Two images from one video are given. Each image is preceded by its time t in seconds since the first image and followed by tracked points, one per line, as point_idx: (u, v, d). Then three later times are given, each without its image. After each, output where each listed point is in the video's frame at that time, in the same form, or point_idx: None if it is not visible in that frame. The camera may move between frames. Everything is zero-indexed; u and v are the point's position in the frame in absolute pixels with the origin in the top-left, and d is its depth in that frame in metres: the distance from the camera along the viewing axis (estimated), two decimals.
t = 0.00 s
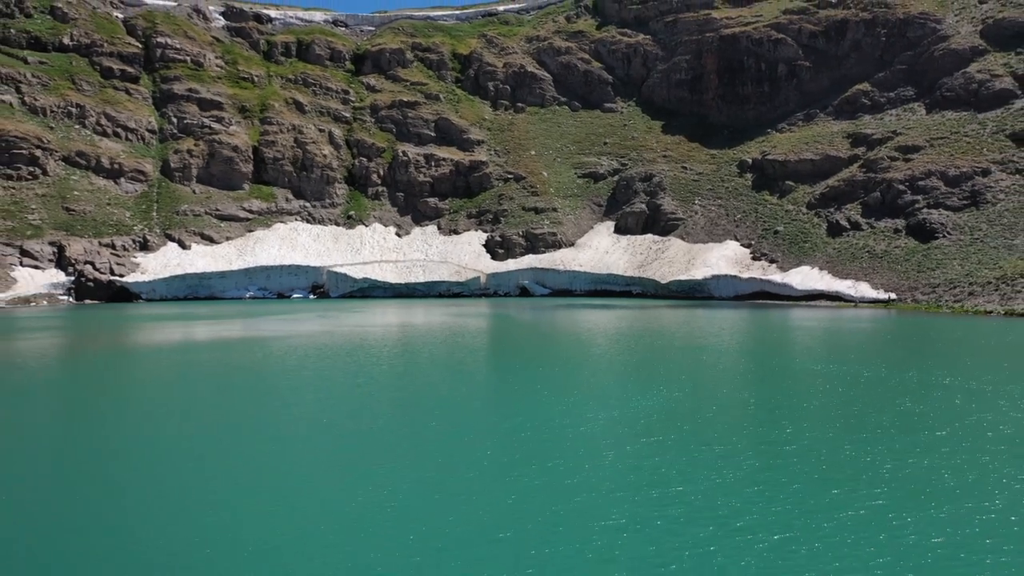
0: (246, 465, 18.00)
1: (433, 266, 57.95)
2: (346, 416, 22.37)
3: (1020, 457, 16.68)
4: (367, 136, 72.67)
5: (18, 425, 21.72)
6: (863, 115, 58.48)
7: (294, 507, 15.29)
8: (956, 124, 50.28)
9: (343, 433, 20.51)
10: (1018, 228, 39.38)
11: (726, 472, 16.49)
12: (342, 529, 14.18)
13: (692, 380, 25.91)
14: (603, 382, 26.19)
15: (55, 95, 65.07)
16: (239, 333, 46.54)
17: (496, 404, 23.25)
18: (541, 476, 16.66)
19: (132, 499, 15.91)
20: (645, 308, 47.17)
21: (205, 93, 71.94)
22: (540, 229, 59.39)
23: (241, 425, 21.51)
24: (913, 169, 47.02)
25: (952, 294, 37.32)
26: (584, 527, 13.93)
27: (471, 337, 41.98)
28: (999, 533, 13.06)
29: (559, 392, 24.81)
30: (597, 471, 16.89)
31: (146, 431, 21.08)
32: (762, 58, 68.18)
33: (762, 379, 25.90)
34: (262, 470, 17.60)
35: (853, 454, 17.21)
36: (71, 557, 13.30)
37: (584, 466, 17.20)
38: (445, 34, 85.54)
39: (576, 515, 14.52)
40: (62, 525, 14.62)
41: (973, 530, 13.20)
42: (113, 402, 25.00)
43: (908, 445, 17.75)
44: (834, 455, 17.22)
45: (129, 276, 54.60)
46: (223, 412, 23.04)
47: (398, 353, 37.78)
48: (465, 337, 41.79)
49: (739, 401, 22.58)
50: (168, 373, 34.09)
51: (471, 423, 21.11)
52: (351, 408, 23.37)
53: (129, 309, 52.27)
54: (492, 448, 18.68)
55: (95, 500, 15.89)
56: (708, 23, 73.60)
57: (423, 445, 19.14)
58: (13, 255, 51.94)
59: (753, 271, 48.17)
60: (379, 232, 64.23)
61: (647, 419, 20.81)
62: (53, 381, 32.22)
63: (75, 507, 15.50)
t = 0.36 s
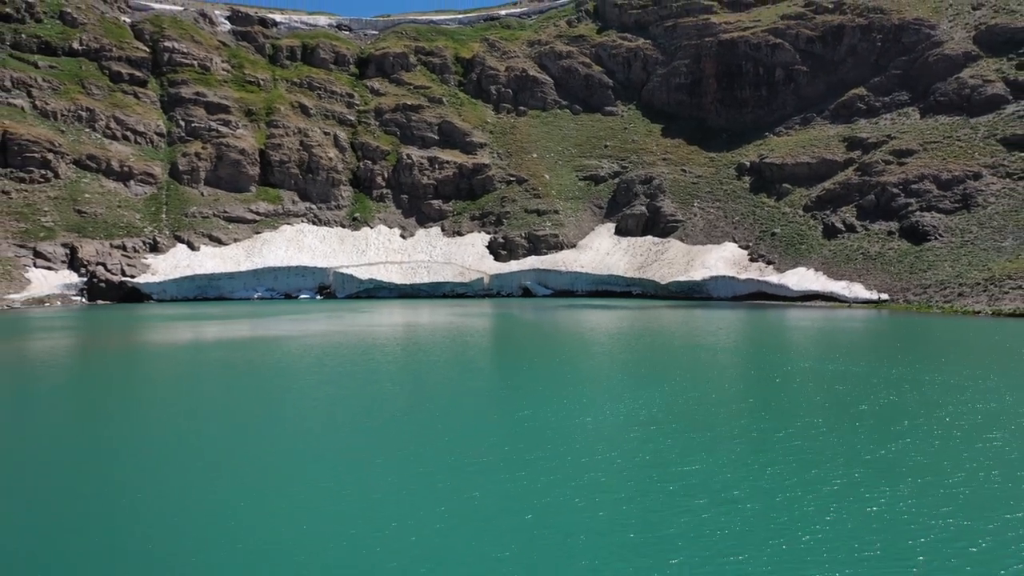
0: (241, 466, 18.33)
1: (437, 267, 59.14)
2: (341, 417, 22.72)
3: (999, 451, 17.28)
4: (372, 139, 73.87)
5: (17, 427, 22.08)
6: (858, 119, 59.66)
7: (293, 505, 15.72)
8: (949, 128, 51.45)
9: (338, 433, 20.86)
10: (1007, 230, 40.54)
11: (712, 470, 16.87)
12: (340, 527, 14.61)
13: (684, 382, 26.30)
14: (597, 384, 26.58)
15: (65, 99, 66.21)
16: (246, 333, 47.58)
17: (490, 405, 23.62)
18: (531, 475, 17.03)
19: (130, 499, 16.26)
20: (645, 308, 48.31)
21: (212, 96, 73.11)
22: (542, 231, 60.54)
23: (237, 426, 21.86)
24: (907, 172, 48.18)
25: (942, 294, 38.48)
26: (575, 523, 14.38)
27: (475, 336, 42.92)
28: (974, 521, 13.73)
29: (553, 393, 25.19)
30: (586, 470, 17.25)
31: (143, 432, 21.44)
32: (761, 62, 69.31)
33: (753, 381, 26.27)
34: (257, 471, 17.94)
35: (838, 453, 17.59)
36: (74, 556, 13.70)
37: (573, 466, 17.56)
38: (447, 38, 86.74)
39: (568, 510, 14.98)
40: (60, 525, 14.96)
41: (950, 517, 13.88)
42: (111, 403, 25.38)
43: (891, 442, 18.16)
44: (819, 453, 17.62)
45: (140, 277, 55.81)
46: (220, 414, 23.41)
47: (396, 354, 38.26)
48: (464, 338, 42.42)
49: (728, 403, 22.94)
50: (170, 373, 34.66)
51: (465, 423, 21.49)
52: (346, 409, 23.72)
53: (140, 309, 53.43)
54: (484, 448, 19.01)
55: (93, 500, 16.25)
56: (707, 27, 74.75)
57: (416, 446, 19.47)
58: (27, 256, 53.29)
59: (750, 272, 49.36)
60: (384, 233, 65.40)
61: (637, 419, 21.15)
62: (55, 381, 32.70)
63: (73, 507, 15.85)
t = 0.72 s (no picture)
0: (234, 468, 18.66)
1: (441, 268, 60.21)
2: (336, 420, 23.08)
3: (981, 446, 17.90)
4: (375, 141, 74.92)
5: (14, 430, 22.43)
6: (855, 123, 60.74)
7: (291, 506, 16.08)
8: (943, 132, 52.51)
9: (335, 435, 21.30)
10: (998, 232, 41.60)
11: (699, 470, 17.24)
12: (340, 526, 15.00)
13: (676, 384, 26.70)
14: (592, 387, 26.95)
15: (74, 103, 67.26)
16: (252, 333, 48.52)
17: (483, 408, 23.98)
18: (522, 476, 17.38)
19: (126, 502, 16.59)
20: (645, 309, 49.34)
21: (218, 100, 74.18)
22: (544, 232, 61.59)
23: (230, 429, 22.20)
24: (901, 175, 49.27)
25: (934, 295, 39.53)
26: (568, 522, 14.74)
27: (477, 337, 43.80)
28: (952, 509, 14.36)
29: (546, 396, 25.57)
30: (575, 472, 17.60)
31: (139, 435, 21.82)
32: (759, 66, 70.40)
33: (746, 383, 26.65)
34: (251, 473, 18.27)
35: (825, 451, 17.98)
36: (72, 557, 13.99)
37: (563, 468, 17.91)
38: (450, 41, 87.79)
39: (562, 509, 15.37)
40: (57, 527, 15.30)
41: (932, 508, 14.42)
42: (108, 406, 25.79)
43: (876, 439, 18.70)
44: (806, 453, 17.97)
45: (149, 277, 56.88)
46: (215, 417, 23.80)
47: (393, 356, 38.72)
48: (464, 339, 42.97)
49: (718, 404, 23.28)
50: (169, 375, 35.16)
51: (458, 426, 21.88)
52: (341, 412, 24.09)
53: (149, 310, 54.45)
54: (475, 451, 19.35)
55: (89, 502, 16.57)
56: (706, 31, 75.85)
57: (409, 448, 19.79)
58: (39, 258, 54.36)
59: (748, 274, 50.44)
60: (388, 235, 66.42)
61: (627, 422, 21.51)
62: (54, 382, 33.16)
63: (69, 509, 16.17)
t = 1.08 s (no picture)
0: (235, 469, 18.73)
1: (445, 269, 61.42)
2: (336, 422, 23.22)
3: (964, 442, 18.67)
4: (380, 144, 76.10)
5: (14, 431, 22.51)
6: (851, 127, 61.97)
7: (295, 504, 16.28)
8: (936, 136, 53.71)
9: (338, 435, 21.69)
10: (988, 234, 42.78)
11: (697, 470, 17.46)
12: (343, 522, 15.20)
13: (676, 386, 26.89)
14: (592, 389, 27.14)
15: (83, 106, 68.37)
16: (259, 333, 49.55)
17: (483, 411, 24.14)
18: (522, 476, 17.57)
19: (128, 501, 16.66)
20: (646, 309, 50.54)
21: (225, 103, 75.35)
22: (546, 234, 62.79)
23: (230, 432, 22.28)
24: (895, 179, 50.51)
25: (926, 296, 40.74)
26: (570, 518, 15.06)
27: (479, 337, 44.68)
28: (936, 503, 15.00)
29: (547, 399, 25.74)
30: (575, 472, 17.80)
31: (139, 437, 21.89)
32: (757, 70, 71.56)
33: (745, 385, 26.85)
34: (252, 473, 18.36)
35: (821, 453, 18.22)
36: (74, 554, 14.07)
37: (562, 468, 18.11)
38: (452, 45, 88.98)
39: (563, 505, 15.68)
40: (59, 526, 15.36)
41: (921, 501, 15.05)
42: (107, 408, 25.87)
43: (865, 437, 19.27)
44: (802, 454, 18.20)
45: (159, 278, 58.08)
46: (215, 419, 23.91)
47: (394, 358, 38.99)
48: (466, 341, 43.56)
49: (715, 404, 23.71)
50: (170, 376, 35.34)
51: (458, 428, 22.03)
52: (341, 415, 24.20)
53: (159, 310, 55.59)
54: (475, 452, 19.50)
55: (89, 502, 16.63)
56: (705, 35, 77.08)
57: (409, 448, 20.01)
58: (51, 259, 55.58)
59: (746, 275, 51.64)
60: (393, 236, 67.60)
61: (627, 424, 21.66)
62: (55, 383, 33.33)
63: (70, 508, 16.24)
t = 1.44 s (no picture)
0: (233, 471, 19.14)
1: (449, 270, 62.64)
2: (335, 423, 23.63)
3: (949, 442, 19.37)
4: (384, 147, 77.29)
5: (17, 433, 23.00)
6: (847, 130, 63.16)
7: (296, 504, 16.75)
8: (930, 140, 54.88)
9: (340, 435, 22.20)
10: (979, 237, 43.94)
11: (688, 472, 17.92)
12: (344, 522, 15.72)
13: (673, 389, 27.31)
14: (590, 392, 27.56)
15: (93, 110, 69.56)
16: (267, 333, 50.59)
17: (481, 412, 24.56)
18: (517, 479, 17.99)
19: (130, 502, 17.11)
20: (646, 309, 51.72)
21: (231, 106, 76.53)
22: (548, 236, 64.02)
23: (231, 433, 22.71)
24: (890, 182, 51.69)
25: (918, 297, 41.90)
26: (564, 517, 15.67)
27: (482, 337, 45.56)
28: (917, 499, 15.72)
29: (545, 400, 26.25)
30: (569, 474, 18.25)
31: (145, 437, 22.47)
32: (755, 74, 72.71)
33: (741, 388, 27.25)
34: (250, 475, 18.77)
35: (810, 455, 18.68)
36: (77, 553, 14.54)
37: (556, 471, 18.54)
38: (455, 49, 90.15)
39: (557, 505, 16.27)
40: (61, 525, 15.81)
41: (901, 496, 15.91)
42: (109, 410, 26.35)
43: (855, 440, 19.80)
44: (791, 456, 18.67)
45: (169, 279, 59.28)
46: (216, 421, 24.35)
47: (397, 359, 39.48)
48: (470, 341, 44.43)
49: (709, 406, 24.30)
50: (172, 377, 35.88)
51: (455, 430, 22.44)
52: (341, 416, 24.65)
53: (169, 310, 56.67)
54: (471, 454, 19.90)
55: (90, 502, 17.07)
56: (704, 40, 78.29)
57: (407, 450, 20.52)
58: (63, 260, 56.80)
59: (743, 276, 52.83)
60: (397, 238, 68.76)
61: (622, 426, 22.06)
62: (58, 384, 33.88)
63: (72, 509, 16.68)
